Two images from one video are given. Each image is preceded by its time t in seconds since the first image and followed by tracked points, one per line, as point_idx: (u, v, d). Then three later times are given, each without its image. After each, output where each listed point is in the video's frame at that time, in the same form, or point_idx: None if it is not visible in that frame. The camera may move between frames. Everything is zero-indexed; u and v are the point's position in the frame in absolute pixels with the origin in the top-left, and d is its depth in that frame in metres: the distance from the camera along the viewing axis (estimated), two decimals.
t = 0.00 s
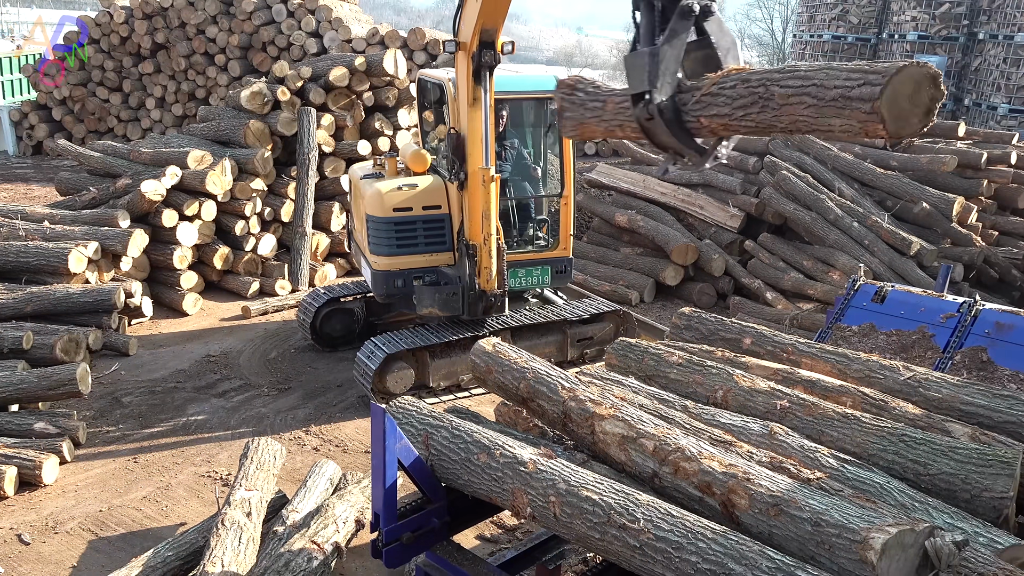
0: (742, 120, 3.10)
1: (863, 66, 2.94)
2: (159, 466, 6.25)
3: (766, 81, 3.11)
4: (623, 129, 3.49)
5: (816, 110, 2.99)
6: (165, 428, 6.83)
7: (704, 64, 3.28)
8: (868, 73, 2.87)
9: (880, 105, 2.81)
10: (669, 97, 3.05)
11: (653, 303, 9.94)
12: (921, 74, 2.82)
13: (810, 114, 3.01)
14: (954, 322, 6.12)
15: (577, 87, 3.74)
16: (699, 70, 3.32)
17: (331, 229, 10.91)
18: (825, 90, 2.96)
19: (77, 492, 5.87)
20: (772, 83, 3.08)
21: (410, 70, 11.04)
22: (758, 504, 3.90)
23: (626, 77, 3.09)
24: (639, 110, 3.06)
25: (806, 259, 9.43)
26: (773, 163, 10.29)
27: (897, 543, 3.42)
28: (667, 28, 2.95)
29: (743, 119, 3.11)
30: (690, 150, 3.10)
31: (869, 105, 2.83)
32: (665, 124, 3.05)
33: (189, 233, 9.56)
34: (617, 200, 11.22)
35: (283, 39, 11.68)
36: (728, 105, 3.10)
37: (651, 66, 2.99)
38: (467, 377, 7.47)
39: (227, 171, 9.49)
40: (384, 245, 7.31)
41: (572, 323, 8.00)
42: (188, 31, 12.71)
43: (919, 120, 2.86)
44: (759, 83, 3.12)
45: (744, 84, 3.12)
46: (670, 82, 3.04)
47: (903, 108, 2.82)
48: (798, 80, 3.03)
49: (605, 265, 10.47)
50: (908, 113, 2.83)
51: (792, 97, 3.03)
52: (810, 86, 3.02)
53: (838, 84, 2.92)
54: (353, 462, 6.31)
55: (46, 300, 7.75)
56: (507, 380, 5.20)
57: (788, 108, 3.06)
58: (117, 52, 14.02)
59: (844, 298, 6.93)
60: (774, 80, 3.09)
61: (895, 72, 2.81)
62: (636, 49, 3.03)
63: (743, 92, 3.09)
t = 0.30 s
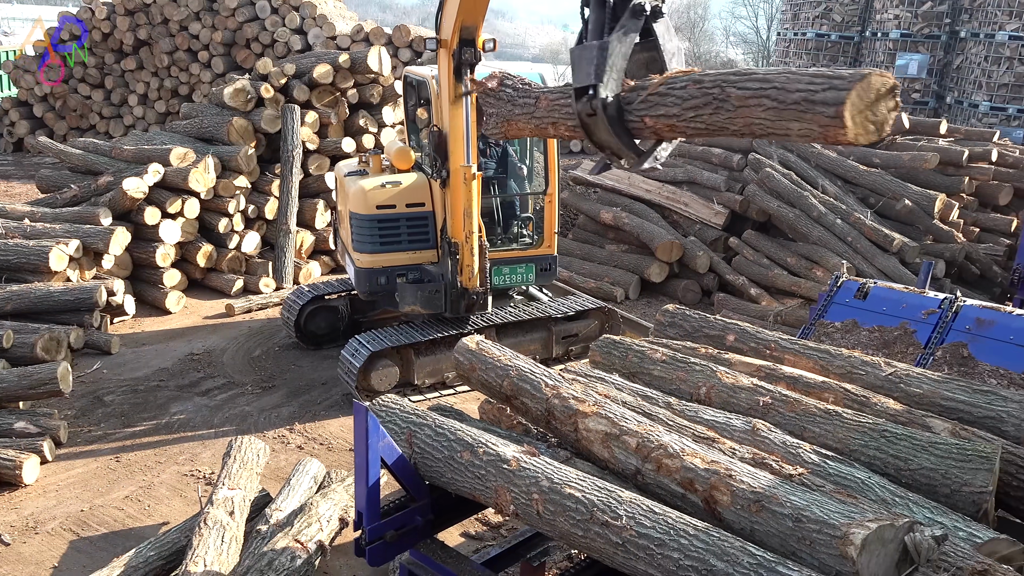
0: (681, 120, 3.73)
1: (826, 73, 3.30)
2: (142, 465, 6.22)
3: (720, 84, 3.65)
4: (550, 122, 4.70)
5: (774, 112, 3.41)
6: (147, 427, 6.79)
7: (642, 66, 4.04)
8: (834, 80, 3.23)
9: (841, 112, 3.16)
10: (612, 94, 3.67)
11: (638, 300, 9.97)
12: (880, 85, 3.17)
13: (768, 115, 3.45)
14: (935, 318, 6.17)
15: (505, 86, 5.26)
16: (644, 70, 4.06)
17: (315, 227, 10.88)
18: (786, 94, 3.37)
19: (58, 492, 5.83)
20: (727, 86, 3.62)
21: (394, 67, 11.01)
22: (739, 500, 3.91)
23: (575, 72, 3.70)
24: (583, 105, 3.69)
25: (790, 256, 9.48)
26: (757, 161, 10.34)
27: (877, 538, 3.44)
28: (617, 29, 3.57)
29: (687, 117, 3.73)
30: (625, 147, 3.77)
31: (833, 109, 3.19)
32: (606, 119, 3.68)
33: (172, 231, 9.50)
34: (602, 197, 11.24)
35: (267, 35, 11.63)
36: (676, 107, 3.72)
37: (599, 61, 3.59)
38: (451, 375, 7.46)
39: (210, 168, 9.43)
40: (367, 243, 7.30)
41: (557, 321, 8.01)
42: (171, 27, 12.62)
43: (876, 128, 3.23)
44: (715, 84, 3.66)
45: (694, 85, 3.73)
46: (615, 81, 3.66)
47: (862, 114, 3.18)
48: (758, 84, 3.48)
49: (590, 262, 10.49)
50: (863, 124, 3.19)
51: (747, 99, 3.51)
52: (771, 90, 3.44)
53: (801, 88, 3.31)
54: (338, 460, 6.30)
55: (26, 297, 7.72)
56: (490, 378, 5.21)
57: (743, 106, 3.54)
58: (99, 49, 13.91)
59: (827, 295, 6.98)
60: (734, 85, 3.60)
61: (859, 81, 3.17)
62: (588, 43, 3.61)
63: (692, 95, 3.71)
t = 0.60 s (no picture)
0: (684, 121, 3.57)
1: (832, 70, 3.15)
2: (124, 466, 6.17)
3: (723, 84, 3.46)
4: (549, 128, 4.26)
5: (782, 111, 3.24)
6: (129, 428, 6.74)
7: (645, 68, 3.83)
8: (840, 77, 3.07)
9: (852, 109, 3.00)
10: (615, 96, 3.57)
11: (622, 298, 9.98)
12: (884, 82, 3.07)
13: (774, 115, 3.27)
14: (916, 314, 6.22)
15: (501, 92, 4.67)
16: (645, 74, 3.86)
17: (299, 225, 10.82)
18: (793, 92, 3.20)
19: (38, 494, 5.78)
20: (732, 86, 3.42)
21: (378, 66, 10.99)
22: (722, 497, 3.92)
23: (577, 75, 3.63)
24: (585, 106, 3.58)
25: (773, 253, 9.52)
26: (740, 158, 10.40)
27: (858, 534, 3.47)
28: (620, 30, 3.49)
29: (692, 118, 3.55)
30: (626, 148, 3.63)
31: (840, 106, 3.05)
32: (608, 120, 3.57)
33: (154, 230, 9.43)
34: (586, 195, 11.24)
35: (249, 34, 11.57)
36: (678, 108, 3.56)
37: (602, 64, 3.51)
38: (436, 373, 7.45)
39: (192, 167, 9.36)
40: (351, 241, 7.26)
41: (541, 319, 8.01)
42: (153, 25, 12.53)
43: (880, 127, 3.13)
44: (719, 85, 3.47)
45: (697, 87, 3.54)
46: (618, 82, 3.56)
47: (869, 113, 3.06)
48: (763, 83, 3.29)
49: (575, 260, 10.50)
50: (869, 121, 3.07)
51: (753, 98, 3.33)
52: (777, 90, 3.26)
53: (808, 87, 3.15)
54: (321, 460, 6.28)
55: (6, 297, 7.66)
56: (473, 377, 5.22)
57: (748, 105, 3.35)
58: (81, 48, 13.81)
59: (809, 292, 7.02)
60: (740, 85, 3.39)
61: (865, 78, 3.02)
62: (591, 46, 3.55)
63: (695, 96, 3.53)
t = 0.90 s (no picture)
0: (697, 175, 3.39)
1: (852, 137, 3.01)
2: (107, 468, 6.13)
3: (739, 141, 3.29)
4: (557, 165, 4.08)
5: (798, 177, 3.10)
6: (112, 430, 6.69)
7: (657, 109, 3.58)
8: (860, 148, 2.93)
9: (870, 181, 2.87)
10: (627, 143, 3.37)
11: (607, 296, 9.99)
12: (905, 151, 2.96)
13: (790, 179, 3.13)
14: (899, 310, 6.26)
15: (506, 122, 4.41)
16: (654, 112, 3.63)
17: (283, 225, 10.78)
18: (810, 159, 3.06)
19: (19, 497, 5.73)
20: (749, 145, 3.25)
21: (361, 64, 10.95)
22: (706, 493, 3.93)
23: (588, 121, 3.44)
24: (596, 152, 3.40)
25: (757, 250, 9.56)
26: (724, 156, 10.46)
27: (841, 528, 3.49)
28: (630, 79, 3.25)
29: (706, 171, 3.37)
30: (638, 197, 3.43)
31: (860, 177, 2.91)
32: (620, 169, 3.39)
33: (136, 231, 9.36)
34: (572, 194, 11.24)
35: (232, 32, 11.50)
36: (692, 162, 3.38)
37: (613, 115, 3.31)
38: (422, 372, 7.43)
39: (174, 167, 9.31)
40: (336, 241, 7.22)
41: (527, 317, 8.00)
42: (134, 24, 12.44)
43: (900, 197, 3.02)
44: (735, 143, 3.30)
45: (712, 139, 3.35)
46: (630, 130, 3.35)
47: (888, 184, 2.93)
48: (780, 146, 3.13)
49: (560, 258, 10.50)
50: (889, 191, 2.94)
51: (771, 160, 3.17)
52: (794, 154, 3.11)
53: (826, 155, 3.00)
54: (306, 460, 6.25)
55: None
56: (458, 375, 5.22)
57: (763, 165, 3.21)
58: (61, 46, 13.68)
59: (793, 288, 7.05)
60: (757, 145, 3.23)
61: (884, 150, 2.89)
62: (601, 94, 3.34)
63: (710, 149, 3.34)
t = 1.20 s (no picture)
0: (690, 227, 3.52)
1: (846, 206, 3.20)
2: (93, 470, 6.09)
3: (734, 198, 3.47)
4: (549, 196, 4.36)
5: (792, 241, 3.29)
6: (98, 432, 6.64)
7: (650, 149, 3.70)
8: (854, 219, 3.13)
9: (864, 253, 3.06)
10: (621, 187, 3.45)
11: (595, 293, 10.00)
12: (897, 222, 3.15)
13: (784, 241, 3.33)
14: (885, 305, 6.29)
15: (499, 148, 4.65)
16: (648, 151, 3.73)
17: (270, 224, 10.74)
18: (805, 225, 3.25)
19: (3, 500, 5.68)
20: (744, 203, 3.42)
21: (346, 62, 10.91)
22: (693, 489, 3.93)
23: (583, 163, 3.50)
24: (590, 196, 3.46)
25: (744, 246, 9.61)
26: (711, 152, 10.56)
27: (827, 522, 3.50)
28: (627, 125, 3.34)
29: (699, 223, 3.51)
30: (630, 239, 3.56)
31: (852, 248, 3.10)
32: (613, 212, 3.46)
33: (121, 231, 9.30)
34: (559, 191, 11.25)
35: (217, 31, 11.45)
36: (686, 214, 3.51)
37: (609, 159, 3.38)
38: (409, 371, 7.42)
39: (159, 167, 9.25)
40: (323, 239, 7.20)
41: (514, 315, 7.99)
42: (117, 23, 12.36)
43: (888, 263, 3.23)
44: (730, 199, 3.47)
45: (707, 193, 3.50)
46: (624, 175, 3.44)
47: (878, 253, 3.13)
48: (775, 209, 3.32)
49: (548, 256, 10.51)
50: (879, 259, 3.16)
51: (765, 221, 3.36)
52: (789, 218, 3.30)
53: (820, 223, 3.20)
54: (293, 460, 6.23)
55: None
56: (445, 373, 5.22)
57: (757, 224, 3.39)
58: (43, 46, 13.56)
59: (779, 283, 7.06)
60: (753, 205, 3.40)
61: (877, 223, 3.09)
62: (597, 138, 3.41)
63: (705, 203, 3.48)
